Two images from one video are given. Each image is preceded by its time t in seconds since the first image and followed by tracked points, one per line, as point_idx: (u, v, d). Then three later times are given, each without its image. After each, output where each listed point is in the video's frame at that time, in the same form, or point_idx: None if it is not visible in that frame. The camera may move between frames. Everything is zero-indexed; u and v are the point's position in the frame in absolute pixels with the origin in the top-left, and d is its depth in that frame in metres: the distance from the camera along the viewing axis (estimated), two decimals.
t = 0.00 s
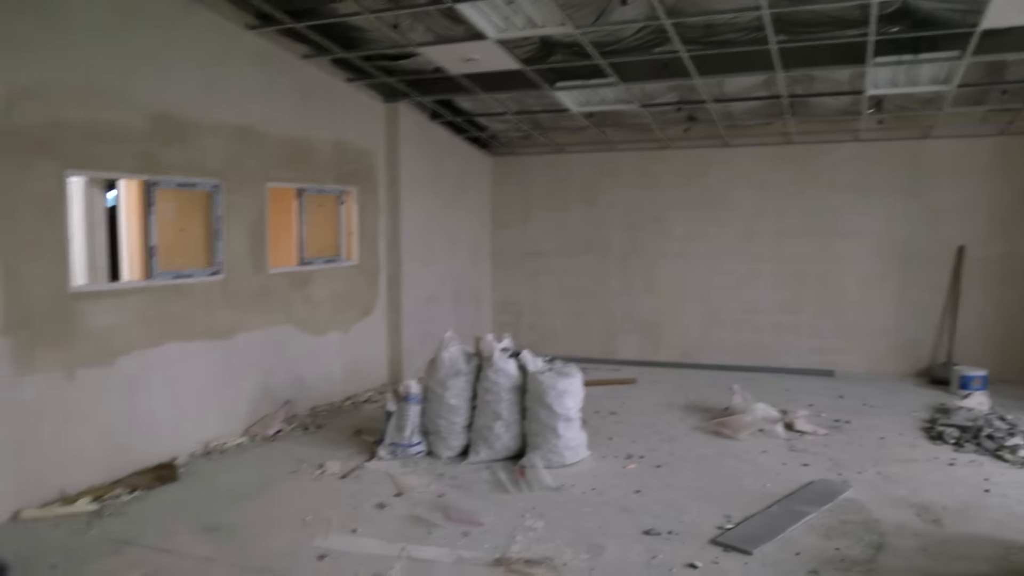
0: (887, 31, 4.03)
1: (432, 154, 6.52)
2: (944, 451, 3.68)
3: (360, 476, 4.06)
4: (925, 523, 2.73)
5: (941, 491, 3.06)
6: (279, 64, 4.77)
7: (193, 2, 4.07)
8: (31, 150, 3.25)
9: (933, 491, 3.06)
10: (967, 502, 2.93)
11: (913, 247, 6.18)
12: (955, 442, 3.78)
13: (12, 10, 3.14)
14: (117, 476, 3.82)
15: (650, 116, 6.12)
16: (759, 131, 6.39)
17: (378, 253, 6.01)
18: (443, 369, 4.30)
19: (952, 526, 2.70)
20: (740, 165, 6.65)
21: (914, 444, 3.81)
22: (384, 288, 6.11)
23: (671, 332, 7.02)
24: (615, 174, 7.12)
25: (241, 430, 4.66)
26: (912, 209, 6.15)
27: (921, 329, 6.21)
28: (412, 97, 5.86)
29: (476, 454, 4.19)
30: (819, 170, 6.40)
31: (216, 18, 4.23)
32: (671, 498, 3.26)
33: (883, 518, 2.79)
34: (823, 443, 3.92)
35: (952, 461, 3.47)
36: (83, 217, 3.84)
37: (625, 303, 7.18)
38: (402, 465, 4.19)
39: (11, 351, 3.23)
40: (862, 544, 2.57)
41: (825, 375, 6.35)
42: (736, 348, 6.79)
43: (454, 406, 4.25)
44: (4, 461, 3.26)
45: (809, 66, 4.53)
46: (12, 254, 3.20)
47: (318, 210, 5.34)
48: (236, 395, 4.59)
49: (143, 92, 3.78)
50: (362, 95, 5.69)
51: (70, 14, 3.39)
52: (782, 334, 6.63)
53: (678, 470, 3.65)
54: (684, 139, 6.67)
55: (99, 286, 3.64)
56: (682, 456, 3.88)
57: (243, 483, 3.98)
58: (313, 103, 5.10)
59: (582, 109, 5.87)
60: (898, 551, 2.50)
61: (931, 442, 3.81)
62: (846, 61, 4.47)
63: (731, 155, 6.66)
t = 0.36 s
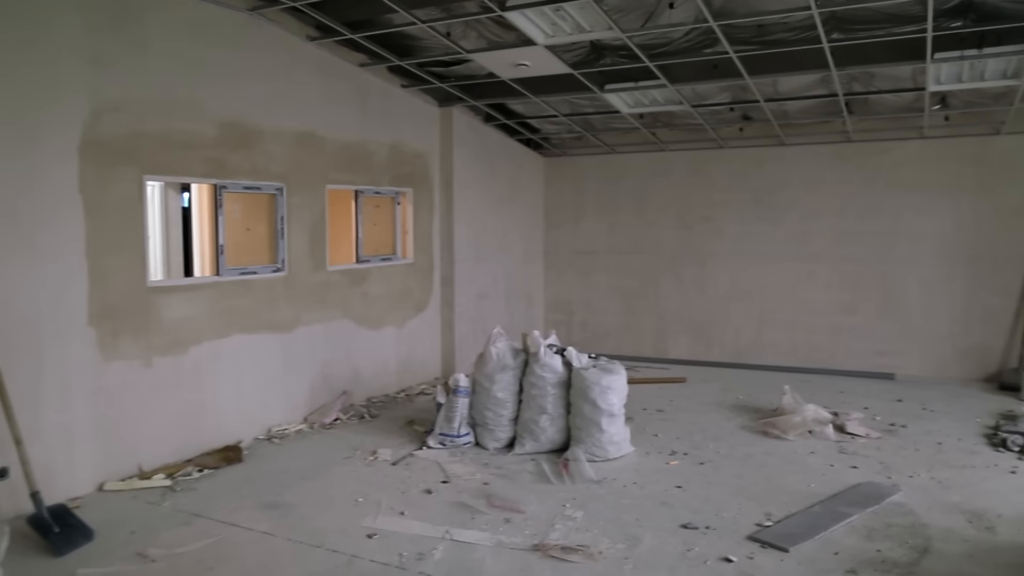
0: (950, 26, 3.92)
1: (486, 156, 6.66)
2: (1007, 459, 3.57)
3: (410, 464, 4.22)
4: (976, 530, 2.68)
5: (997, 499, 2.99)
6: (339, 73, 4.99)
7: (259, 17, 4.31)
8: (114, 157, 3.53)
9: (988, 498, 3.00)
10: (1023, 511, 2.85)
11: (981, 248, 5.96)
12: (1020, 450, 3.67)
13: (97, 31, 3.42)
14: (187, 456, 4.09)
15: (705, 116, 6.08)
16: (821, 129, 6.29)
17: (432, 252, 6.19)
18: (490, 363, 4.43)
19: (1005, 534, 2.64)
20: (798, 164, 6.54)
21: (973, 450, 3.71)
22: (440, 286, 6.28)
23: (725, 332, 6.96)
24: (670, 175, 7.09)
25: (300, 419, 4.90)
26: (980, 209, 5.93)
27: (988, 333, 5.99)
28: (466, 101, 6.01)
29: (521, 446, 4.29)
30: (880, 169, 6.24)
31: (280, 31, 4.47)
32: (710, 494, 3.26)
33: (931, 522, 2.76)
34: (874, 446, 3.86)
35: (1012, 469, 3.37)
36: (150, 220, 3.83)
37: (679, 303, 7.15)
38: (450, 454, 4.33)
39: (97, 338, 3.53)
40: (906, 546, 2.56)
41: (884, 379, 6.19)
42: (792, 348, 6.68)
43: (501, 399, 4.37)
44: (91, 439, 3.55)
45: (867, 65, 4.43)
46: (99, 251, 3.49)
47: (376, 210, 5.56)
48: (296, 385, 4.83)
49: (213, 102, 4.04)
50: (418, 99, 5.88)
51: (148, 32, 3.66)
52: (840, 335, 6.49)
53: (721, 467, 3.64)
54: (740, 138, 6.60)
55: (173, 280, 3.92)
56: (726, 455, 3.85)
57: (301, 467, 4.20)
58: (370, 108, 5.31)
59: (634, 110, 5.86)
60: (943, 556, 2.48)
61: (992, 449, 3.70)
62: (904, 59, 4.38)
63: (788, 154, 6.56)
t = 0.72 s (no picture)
0: (1002, 28, 3.86)
1: (535, 155, 6.72)
2: None
3: (455, 456, 4.32)
4: (1012, 530, 2.66)
5: None
6: (390, 74, 5.14)
7: (313, 20, 4.49)
8: (175, 155, 3.73)
9: None
10: None
11: None
12: None
13: (158, 35, 3.63)
14: (240, 445, 4.28)
15: (755, 116, 6.00)
16: (872, 130, 6.19)
17: (481, 250, 6.28)
18: (535, 359, 4.48)
19: None
20: (848, 165, 6.43)
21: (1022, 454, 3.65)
22: (488, 283, 6.39)
23: (772, 333, 6.88)
24: (719, 174, 7.01)
25: (350, 411, 5.06)
26: None
27: None
28: (515, 101, 6.08)
29: (565, 441, 4.32)
30: (934, 170, 6.11)
31: (333, 32, 4.64)
32: (750, 491, 3.25)
33: (968, 521, 2.74)
34: (919, 447, 3.80)
35: None
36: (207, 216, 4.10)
37: (728, 303, 7.06)
38: (495, 447, 4.40)
39: (156, 329, 3.74)
40: (941, 544, 2.55)
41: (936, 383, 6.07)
42: (840, 350, 6.58)
43: (545, 395, 4.42)
44: (150, 426, 3.77)
45: (917, 66, 4.36)
46: (159, 246, 3.70)
47: (425, 208, 5.71)
48: (345, 378, 5.00)
49: (268, 102, 4.23)
50: (467, 99, 6.00)
51: (207, 36, 3.86)
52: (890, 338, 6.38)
53: (763, 465, 3.58)
54: (790, 140, 6.53)
55: (228, 275, 4.12)
56: (768, 453, 3.77)
57: (349, 457, 4.35)
58: (420, 108, 5.45)
59: (683, 111, 5.81)
60: (977, 554, 2.46)
61: None
62: (954, 61, 4.32)
63: (839, 155, 6.45)
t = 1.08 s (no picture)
0: None
1: (584, 157, 6.76)
2: None
3: (497, 450, 4.37)
4: None
5: None
6: (439, 78, 5.29)
7: (365, 27, 4.67)
8: (235, 157, 3.95)
9: None
10: None
11: None
12: None
13: (220, 43, 3.85)
14: (292, 435, 4.49)
15: (804, 116, 5.90)
16: (923, 131, 6.09)
17: (528, 250, 6.39)
18: (576, 357, 4.42)
19: None
20: (901, 165, 6.31)
21: None
22: (535, 284, 6.48)
23: (821, 335, 6.79)
24: (768, 176, 6.94)
25: (398, 405, 5.24)
26: None
27: None
28: (562, 104, 6.16)
29: (605, 438, 4.24)
30: (989, 170, 5.97)
31: (384, 38, 4.82)
32: (786, 487, 3.26)
33: (1005, 522, 2.74)
34: (964, 450, 3.75)
35: None
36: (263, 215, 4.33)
37: (775, 305, 7.00)
38: (536, 442, 4.36)
39: (214, 323, 3.97)
40: (975, 542, 2.57)
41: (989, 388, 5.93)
42: (890, 353, 6.47)
43: (586, 391, 4.36)
44: (207, 415, 4.00)
45: (967, 67, 4.29)
46: (219, 244, 3.94)
47: (472, 209, 5.84)
48: (393, 373, 5.18)
49: (322, 106, 4.42)
50: (516, 102, 6.09)
51: (264, 44, 4.07)
52: (942, 342, 6.24)
53: (801, 463, 3.59)
54: (840, 141, 6.43)
55: (282, 273, 4.33)
56: (807, 453, 3.77)
57: (395, 448, 4.52)
58: (469, 111, 5.58)
59: (730, 112, 5.76)
60: (1012, 554, 2.48)
61: None
62: (1010, 60, 4.23)
63: (891, 156, 6.34)
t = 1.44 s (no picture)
0: None
1: (630, 158, 6.81)
2: None
3: (540, 443, 4.41)
4: None
5: None
6: (487, 82, 5.44)
7: (415, 34, 4.85)
8: (292, 160, 4.17)
9: None
10: None
11: None
12: None
13: (277, 53, 4.08)
14: (343, 426, 4.70)
15: (854, 117, 5.81)
16: (982, 130, 5.93)
17: (574, 250, 6.46)
18: (618, 355, 4.36)
19: None
20: (956, 165, 6.18)
21: None
22: (580, 284, 6.55)
23: (870, 337, 6.67)
24: (817, 176, 6.86)
25: (444, 399, 5.40)
26: None
27: None
28: (609, 106, 6.20)
29: (645, 434, 4.18)
30: None
31: (434, 45, 4.99)
32: (824, 486, 3.28)
33: None
34: (1010, 454, 3.69)
35: None
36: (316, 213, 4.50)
37: (822, 306, 6.91)
38: (578, 438, 4.34)
39: (270, 318, 4.19)
40: (1010, 544, 2.60)
41: None
42: (943, 357, 6.33)
43: (627, 389, 4.28)
44: (263, 404, 4.23)
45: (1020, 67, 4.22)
46: (276, 243, 4.17)
47: (520, 210, 5.94)
48: (440, 368, 5.34)
49: (375, 111, 4.62)
50: (563, 105, 6.18)
51: (319, 52, 4.28)
52: (998, 346, 6.09)
53: (841, 464, 3.59)
54: (891, 141, 6.32)
55: (335, 271, 4.54)
56: (847, 453, 3.77)
57: (440, 440, 4.69)
58: (516, 114, 5.70)
59: (777, 113, 5.75)
60: None
61: None
62: None
63: (946, 156, 6.21)
